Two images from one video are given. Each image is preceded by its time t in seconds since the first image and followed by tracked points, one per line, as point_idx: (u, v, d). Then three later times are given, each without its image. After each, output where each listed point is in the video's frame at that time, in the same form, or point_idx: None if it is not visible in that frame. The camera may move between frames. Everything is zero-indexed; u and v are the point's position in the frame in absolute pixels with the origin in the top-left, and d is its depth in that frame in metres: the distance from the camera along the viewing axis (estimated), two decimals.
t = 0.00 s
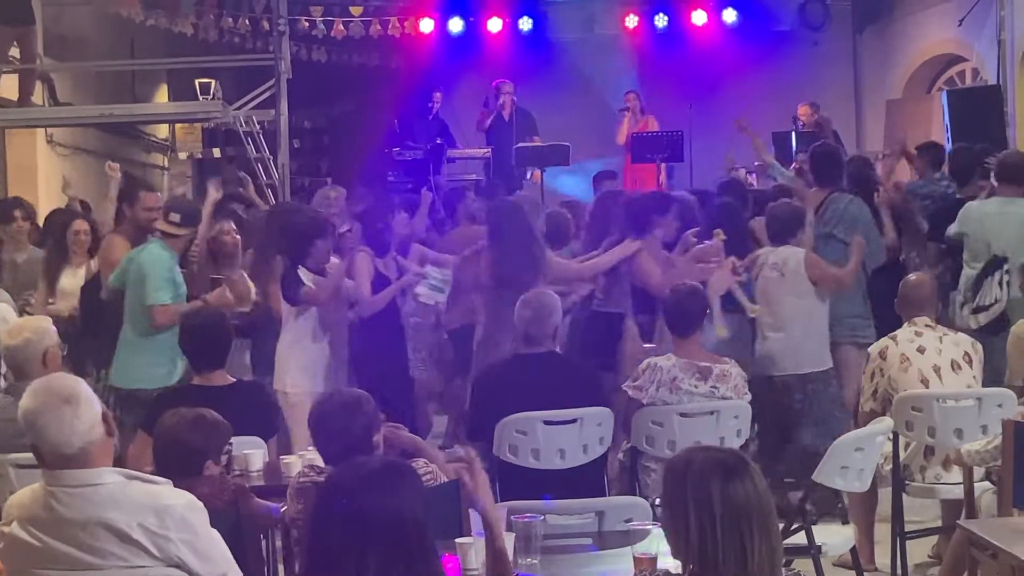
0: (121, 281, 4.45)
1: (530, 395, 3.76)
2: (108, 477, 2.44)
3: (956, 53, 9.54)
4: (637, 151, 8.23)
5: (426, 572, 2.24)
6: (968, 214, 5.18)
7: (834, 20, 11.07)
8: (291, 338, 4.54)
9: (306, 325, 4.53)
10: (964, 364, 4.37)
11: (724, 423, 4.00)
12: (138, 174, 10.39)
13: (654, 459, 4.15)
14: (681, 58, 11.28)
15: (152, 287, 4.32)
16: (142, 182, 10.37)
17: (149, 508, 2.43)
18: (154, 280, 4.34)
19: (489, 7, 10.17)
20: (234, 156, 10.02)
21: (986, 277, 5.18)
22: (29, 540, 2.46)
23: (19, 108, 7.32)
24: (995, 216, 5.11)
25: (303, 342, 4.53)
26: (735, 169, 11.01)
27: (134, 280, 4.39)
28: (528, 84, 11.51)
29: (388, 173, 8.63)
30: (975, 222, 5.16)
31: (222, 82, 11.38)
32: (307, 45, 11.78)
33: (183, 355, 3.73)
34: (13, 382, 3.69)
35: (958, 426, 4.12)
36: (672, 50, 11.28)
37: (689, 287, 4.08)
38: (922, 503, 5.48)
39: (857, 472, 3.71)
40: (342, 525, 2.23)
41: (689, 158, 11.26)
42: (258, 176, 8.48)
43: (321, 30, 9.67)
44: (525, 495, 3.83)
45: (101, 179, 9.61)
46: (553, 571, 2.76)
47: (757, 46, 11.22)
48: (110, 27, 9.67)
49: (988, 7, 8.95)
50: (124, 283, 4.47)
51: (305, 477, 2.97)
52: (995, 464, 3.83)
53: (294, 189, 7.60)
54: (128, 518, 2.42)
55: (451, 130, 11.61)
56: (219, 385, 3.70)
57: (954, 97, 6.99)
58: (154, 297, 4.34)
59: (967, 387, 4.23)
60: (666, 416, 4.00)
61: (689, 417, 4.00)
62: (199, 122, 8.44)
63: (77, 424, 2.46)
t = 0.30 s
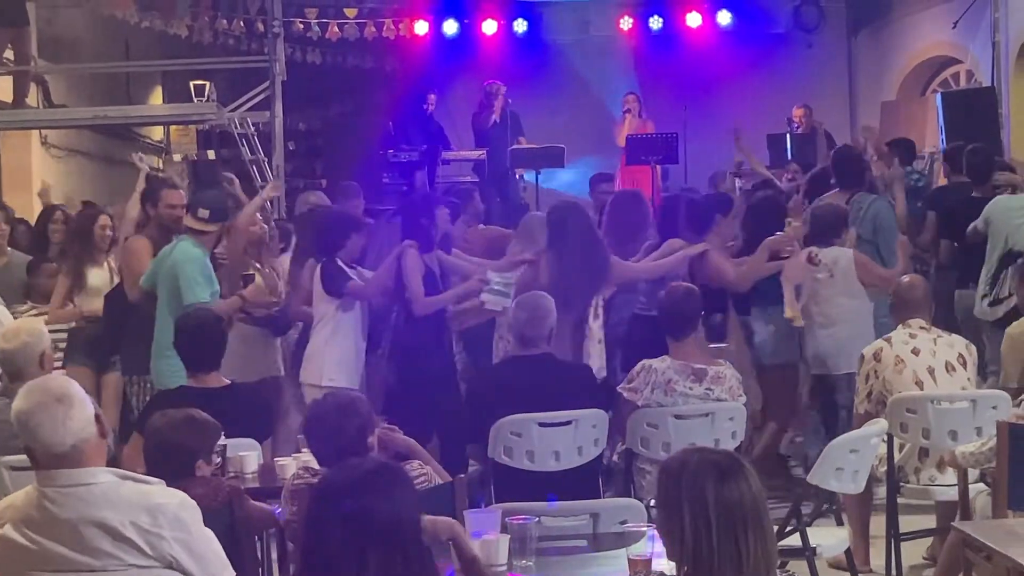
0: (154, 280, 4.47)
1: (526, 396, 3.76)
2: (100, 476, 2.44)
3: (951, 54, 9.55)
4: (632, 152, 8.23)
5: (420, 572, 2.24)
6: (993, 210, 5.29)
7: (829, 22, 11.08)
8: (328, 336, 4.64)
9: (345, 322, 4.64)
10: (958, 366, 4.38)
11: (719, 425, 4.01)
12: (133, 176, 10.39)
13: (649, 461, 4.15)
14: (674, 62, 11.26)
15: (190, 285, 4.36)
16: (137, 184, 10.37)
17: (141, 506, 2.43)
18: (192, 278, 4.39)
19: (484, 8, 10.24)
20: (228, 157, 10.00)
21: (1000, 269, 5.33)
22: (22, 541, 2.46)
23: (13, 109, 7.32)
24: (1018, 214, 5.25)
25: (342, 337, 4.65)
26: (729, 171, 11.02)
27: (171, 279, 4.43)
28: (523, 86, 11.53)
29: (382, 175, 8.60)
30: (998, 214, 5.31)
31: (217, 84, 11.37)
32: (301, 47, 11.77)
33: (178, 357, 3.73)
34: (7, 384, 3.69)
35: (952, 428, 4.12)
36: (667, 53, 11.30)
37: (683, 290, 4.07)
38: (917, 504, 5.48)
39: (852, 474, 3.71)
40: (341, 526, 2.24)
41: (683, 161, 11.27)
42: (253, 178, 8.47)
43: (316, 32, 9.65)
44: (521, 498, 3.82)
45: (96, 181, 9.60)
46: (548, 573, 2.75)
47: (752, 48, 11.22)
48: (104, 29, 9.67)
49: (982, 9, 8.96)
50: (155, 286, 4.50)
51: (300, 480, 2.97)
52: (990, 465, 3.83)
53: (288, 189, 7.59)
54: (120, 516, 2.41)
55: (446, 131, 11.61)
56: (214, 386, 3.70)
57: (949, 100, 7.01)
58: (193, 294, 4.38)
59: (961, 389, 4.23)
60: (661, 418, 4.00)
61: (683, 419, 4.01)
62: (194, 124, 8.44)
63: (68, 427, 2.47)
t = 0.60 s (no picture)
0: (182, 276, 4.57)
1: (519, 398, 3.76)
2: (89, 477, 2.44)
3: (943, 56, 9.56)
4: (625, 155, 8.23)
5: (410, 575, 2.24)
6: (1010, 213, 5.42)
7: (822, 23, 11.09)
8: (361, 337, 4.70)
9: (380, 323, 4.70)
10: (951, 367, 4.38)
11: (712, 427, 4.03)
12: (126, 178, 10.39)
13: (642, 463, 4.14)
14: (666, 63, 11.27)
15: (230, 276, 4.50)
16: (129, 186, 10.36)
17: (130, 506, 2.43)
18: (231, 270, 4.52)
19: (476, 10, 10.24)
20: (221, 160, 10.01)
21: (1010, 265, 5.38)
22: (9, 542, 2.45)
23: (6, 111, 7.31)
24: None
25: (376, 340, 4.69)
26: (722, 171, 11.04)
27: (205, 274, 4.55)
28: (515, 86, 11.53)
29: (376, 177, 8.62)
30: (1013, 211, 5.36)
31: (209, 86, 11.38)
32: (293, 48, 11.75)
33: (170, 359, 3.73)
34: None
35: (945, 429, 4.12)
36: (660, 53, 11.30)
37: (675, 291, 4.05)
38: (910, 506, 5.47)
39: (845, 475, 3.72)
40: (333, 524, 2.24)
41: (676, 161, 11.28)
42: (246, 180, 8.46)
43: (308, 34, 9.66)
44: (513, 500, 3.81)
45: (88, 184, 9.59)
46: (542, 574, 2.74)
47: (745, 49, 11.23)
48: (97, 31, 9.66)
49: (975, 10, 8.98)
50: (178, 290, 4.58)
51: (294, 482, 2.97)
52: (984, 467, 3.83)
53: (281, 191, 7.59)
54: (108, 515, 2.41)
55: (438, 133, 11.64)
56: (206, 388, 3.69)
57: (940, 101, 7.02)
58: (232, 286, 4.51)
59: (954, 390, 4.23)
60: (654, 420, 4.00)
61: (677, 420, 4.02)
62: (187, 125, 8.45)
63: (58, 428, 2.46)
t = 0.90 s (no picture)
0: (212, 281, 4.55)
1: (511, 402, 3.76)
2: (80, 483, 2.44)
3: (934, 59, 9.57)
4: (616, 158, 8.23)
5: None
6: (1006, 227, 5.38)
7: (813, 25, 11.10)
8: (408, 338, 4.69)
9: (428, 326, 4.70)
10: (942, 371, 4.39)
11: (704, 431, 4.02)
12: (117, 181, 10.37)
13: (633, 467, 4.13)
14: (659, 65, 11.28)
15: (257, 282, 4.48)
16: (120, 189, 10.35)
17: (120, 512, 2.42)
18: (259, 275, 4.49)
19: (467, 13, 10.24)
20: (213, 163, 9.99)
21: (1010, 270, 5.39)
22: None
23: None
24: None
25: (424, 337, 4.70)
26: (712, 173, 11.05)
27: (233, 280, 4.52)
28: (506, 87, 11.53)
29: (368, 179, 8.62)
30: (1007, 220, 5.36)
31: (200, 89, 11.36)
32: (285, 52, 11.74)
33: (162, 364, 3.73)
34: None
35: (936, 432, 4.13)
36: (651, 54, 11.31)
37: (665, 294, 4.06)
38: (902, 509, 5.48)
39: (837, 478, 3.72)
40: (323, 528, 2.25)
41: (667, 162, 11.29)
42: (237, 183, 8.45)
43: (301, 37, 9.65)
44: (505, 504, 3.81)
45: (80, 188, 9.58)
46: None
47: (735, 49, 11.25)
48: (89, 34, 9.65)
49: (966, 14, 8.99)
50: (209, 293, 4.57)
51: (286, 486, 2.97)
52: (975, 470, 3.82)
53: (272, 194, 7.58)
54: (98, 522, 2.41)
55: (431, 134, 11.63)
56: (197, 393, 3.69)
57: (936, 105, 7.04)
58: (260, 292, 4.48)
59: (946, 394, 4.24)
60: (646, 423, 3.99)
61: (668, 424, 4.01)
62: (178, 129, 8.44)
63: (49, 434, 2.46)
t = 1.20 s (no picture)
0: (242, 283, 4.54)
1: (499, 404, 3.76)
2: (69, 485, 2.44)
3: (922, 62, 9.59)
4: (605, 160, 8.25)
5: None
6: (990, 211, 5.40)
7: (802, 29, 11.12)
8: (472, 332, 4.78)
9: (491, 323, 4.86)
10: (930, 372, 4.40)
11: (692, 432, 4.01)
12: (106, 184, 10.32)
13: (622, 469, 4.14)
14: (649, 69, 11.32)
15: (286, 278, 4.46)
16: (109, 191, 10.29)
17: (109, 516, 2.41)
18: (286, 272, 4.47)
19: (455, 16, 10.24)
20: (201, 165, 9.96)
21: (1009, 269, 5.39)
22: None
23: None
24: (1019, 216, 5.33)
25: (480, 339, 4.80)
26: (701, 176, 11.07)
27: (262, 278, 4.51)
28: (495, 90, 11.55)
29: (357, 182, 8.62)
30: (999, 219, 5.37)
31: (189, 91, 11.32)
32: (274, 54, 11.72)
33: (150, 366, 3.72)
34: None
35: (925, 434, 4.13)
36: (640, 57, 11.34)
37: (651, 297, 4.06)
38: (890, 512, 5.47)
39: (825, 481, 3.73)
40: (309, 529, 2.25)
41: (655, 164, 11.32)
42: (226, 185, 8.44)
43: (290, 40, 9.65)
44: (494, 507, 3.81)
45: (67, 190, 9.54)
46: None
47: (724, 53, 11.29)
48: (77, 36, 9.64)
49: (954, 16, 9.02)
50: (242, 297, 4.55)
51: (273, 489, 2.96)
52: (963, 472, 3.82)
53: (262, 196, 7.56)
54: (87, 525, 2.40)
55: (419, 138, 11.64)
56: (186, 396, 3.69)
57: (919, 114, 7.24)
58: (290, 288, 4.47)
59: (934, 395, 4.25)
60: (634, 425, 3.99)
61: (657, 427, 4.00)
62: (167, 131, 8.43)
63: (39, 436, 2.46)
